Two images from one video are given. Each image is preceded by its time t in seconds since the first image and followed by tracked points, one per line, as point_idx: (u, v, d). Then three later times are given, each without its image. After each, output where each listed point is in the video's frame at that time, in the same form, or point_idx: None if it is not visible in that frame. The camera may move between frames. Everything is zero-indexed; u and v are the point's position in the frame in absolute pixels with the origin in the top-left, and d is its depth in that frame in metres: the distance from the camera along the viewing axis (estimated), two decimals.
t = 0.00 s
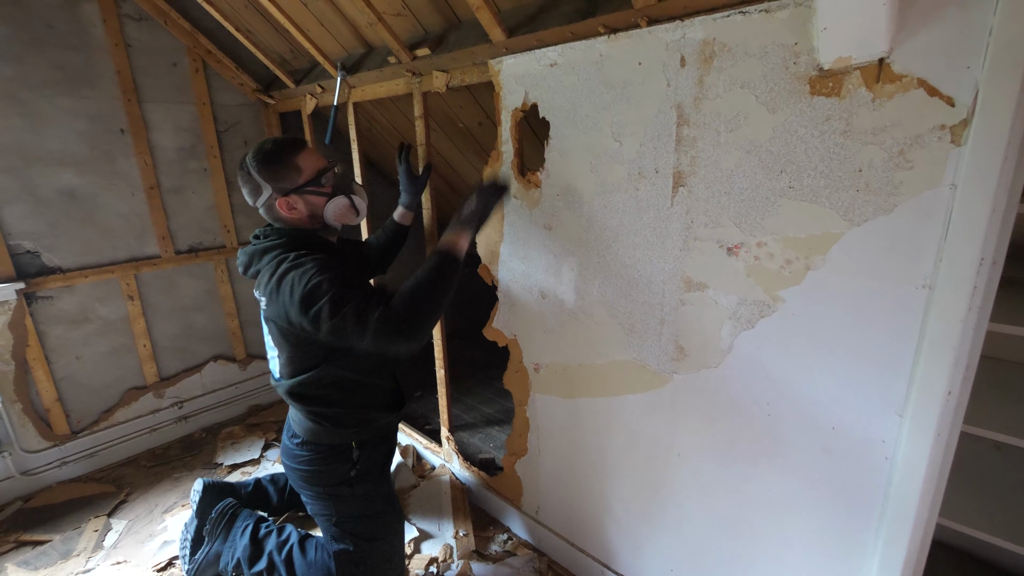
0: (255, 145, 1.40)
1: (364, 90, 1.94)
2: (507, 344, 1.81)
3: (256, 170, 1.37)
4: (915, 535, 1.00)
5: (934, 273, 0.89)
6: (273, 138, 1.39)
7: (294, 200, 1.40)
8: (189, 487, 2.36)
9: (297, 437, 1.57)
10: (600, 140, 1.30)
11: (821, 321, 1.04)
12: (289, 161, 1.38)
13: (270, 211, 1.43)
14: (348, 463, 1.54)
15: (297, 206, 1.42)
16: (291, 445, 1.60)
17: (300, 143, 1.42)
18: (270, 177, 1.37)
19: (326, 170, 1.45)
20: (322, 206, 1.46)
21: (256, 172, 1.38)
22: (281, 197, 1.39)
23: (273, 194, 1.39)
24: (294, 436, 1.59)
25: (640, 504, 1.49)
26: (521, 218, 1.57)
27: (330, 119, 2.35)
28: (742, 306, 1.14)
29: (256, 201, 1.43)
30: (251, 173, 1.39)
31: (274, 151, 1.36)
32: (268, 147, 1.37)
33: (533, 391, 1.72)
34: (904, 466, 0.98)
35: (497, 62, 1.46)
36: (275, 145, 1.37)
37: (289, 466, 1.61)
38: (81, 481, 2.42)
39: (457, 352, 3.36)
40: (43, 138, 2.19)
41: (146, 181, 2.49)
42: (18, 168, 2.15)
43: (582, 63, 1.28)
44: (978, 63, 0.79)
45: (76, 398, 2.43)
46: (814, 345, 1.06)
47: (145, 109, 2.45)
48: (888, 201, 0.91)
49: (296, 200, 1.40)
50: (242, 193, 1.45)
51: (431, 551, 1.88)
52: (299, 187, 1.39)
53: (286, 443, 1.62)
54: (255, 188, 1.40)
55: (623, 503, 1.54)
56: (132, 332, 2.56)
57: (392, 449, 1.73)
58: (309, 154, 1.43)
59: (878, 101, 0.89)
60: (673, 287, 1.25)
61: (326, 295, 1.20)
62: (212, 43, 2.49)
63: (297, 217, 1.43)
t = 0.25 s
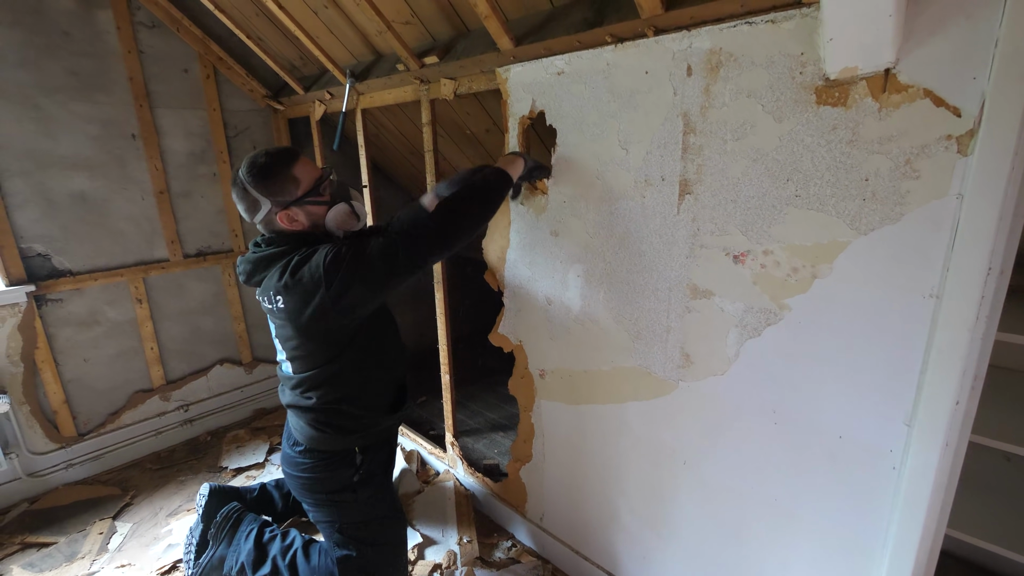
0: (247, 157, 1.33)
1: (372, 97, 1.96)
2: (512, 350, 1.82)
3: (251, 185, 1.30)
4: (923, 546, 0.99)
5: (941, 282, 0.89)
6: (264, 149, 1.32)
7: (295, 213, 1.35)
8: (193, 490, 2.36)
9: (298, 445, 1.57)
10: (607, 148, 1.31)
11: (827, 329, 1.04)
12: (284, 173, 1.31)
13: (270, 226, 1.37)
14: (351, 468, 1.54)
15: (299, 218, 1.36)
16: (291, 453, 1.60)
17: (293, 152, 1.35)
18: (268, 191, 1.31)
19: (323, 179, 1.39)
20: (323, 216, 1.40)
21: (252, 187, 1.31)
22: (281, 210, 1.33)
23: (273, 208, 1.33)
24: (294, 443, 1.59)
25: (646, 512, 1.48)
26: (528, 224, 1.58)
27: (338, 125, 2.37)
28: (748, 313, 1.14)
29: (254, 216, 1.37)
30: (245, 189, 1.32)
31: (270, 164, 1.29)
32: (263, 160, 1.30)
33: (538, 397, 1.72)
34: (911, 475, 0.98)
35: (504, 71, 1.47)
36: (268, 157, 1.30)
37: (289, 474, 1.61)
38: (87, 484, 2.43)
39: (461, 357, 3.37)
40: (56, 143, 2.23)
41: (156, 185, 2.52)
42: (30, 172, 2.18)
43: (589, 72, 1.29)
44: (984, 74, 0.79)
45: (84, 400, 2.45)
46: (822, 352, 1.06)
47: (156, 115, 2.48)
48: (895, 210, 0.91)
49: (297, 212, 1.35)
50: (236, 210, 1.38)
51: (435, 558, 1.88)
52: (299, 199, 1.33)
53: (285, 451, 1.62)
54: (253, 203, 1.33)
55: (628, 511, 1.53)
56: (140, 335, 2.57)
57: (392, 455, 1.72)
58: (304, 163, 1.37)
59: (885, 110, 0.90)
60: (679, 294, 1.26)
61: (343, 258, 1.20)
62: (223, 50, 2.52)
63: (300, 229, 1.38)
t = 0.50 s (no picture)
0: (241, 189, 1.24)
1: (377, 103, 1.97)
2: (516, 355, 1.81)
3: (249, 219, 1.23)
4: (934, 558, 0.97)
5: (951, 289, 0.88)
6: (257, 178, 1.23)
7: (300, 238, 1.27)
8: (200, 492, 2.39)
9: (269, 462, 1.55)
10: (610, 153, 1.31)
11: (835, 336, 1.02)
12: (282, 202, 1.22)
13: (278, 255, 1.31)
14: (320, 486, 1.50)
15: (305, 243, 1.28)
16: (263, 470, 1.57)
17: (285, 177, 1.25)
18: (268, 223, 1.23)
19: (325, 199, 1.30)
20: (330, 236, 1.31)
21: (251, 222, 1.23)
22: (286, 239, 1.26)
23: (276, 238, 1.25)
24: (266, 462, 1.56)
25: (651, 520, 1.47)
26: (532, 229, 1.57)
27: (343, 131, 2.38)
28: (753, 320, 1.13)
29: (259, 248, 1.30)
30: (244, 223, 1.24)
31: (264, 196, 1.21)
32: (257, 192, 1.21)
33: (542, 403, 1.71)
34: (922, 486, 0.96)
35: (508, 76, 1.47)
36: (262, 187, 1.22)
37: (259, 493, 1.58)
38: (96, 484, 2.46)
39: (466, 361, 3.37)
40: (68, 149, 2.26)
41: (165, 191, 2.55)
42: (43, 178, 2.21)
43: (593, 78, 1.29)
44: (994, 79, 0.78)
45: (93, 402, 2.48)
46: (830, 360, 1.04)
47: (166, 121, 2.51)
48: (903, 216, 0.90)
49: (302, 238, 1.27)
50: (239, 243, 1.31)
51: (438, 562, 1.88)
52: (301, 225, 1.25)
53: (258, 469, 1.60)
54: (255, 237, 1.26)
55: (633, 518, 1.52)
56: (149, 338, 2.61)
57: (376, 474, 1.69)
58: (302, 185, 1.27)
59: (892, 116, 0.88)
60: (683, 300, 1.25)
61: (366, 260, 1.20)
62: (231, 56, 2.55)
63: (308, 253, 1.30)
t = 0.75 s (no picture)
0: (178, 176, 1.28)
1: (387, 101, 1.97)
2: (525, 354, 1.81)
3: (181, 206, 1.26)
4: (947, 557, 0.97)
5: (968, 289, 0.87)
6: (199, 169, 1.27)
7: (227, 235, 1.30)
8: (210, 489, 2.40)
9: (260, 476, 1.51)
10: (623, 151, 1.30)
11: (849, 336, 1.02)
12: (217, 195, 1.26)
13: (200, 247, 1.33)
14: (311, 493, 1.45)
15: (231, 241, 1.31)
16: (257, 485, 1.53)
17: (230, 174, 1.30)
18: (198, 214, 1.26)
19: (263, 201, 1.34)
20: (260, 238, 1.35)
21: (182, 209, 1.27)
22: (213, 233, 1.29)
23: (202, 231, 1.28)
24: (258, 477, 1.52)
25: (660, 519, 1.47)
26: (542, 228, 1.57)
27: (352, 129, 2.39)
28: (767, 320, 1.13)
29: (184, 236, 1.32)
30: (177, 210, 1.28)
31: (200, 186, 1.24)
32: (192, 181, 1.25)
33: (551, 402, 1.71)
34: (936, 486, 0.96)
35: (519, 74, 1.47)
36: (201, 178, 1.26)
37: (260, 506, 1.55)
38: (107, 482, 2.48)
39: (473, 360, 3.37)
40: (79, 148, 2.27)
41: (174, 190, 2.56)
42: (54, 177, 2.23)
43: (605, 75, 1.28)
44: (1017, 75, 0.77)
45: (104, 400, 2.50)
46: (844, 360, 1.03)
47: (175, 119, 2.52)
48: (920, 215, 0.89)
49: (229, 235, 1.30)
50: (167, 227, 1.33)
51: (448, 560, 1.88)
52: (232, 223, 1.29)
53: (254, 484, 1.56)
54: (182, 225, 1.29)
55: (642, 517, 1.52)
56: (159, 336, 2.62)
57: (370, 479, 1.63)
58: (244, 184, 1.31)
59: (910, 114, 0.87)
60: (696, 299, 1.24)
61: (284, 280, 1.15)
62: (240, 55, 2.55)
63: (232, 251, 1.33)
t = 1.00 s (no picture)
0: (169, 183, 1.39)
1: (376, 96, 1.97)
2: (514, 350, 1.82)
3: (169, 211, 1.35)
4: (916, 542, 1.02)
5: (935, 285, 0.91)
6: (191, 178, 1.39)
7: (213, 243, 1.41)
8: (192, 490, 2.36)
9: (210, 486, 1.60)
10: (611, 150, 1.33)
11: (825, 331, 1.06)
12: (208, 203, 1.38)
13: (183, 252, 1.41)
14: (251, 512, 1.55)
15: (216, 249, 1.42)
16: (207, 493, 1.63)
17: (221, 185, 1.43)
18: (186, 220, 1.36)
19: (251, 212, 1.47)
20: (244, 248, 1.47)
21: (169, 214, 1.36)
22: (198, 239, 1.38)
23: (188, 236, 1.37)
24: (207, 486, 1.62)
25: (646, 512, 1.51)
26: (531, 225, 1.58)
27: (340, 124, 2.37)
28: (747, 316, 1.16)
29: (167, 242, 1.40)
30: (163, 215, 1.37)
31: (192, 193, 1.36)
32: (184, 188, 1.36)
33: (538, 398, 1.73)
34: (905, 474, 1.01)
35: (509, 71, 1.48)
36: (193, 186, 1.37)
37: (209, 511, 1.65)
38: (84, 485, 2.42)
39: (462, 357, 3.38)
40: (56, 139, 2.22)
41: (156, 183, 2.50)
42: (29, 168, 2.17)
43: (594, 74, 1.31)
44: (981, 81, 0.81)
45: (81, 399, 2.45)
46: (820, 354, 1.08)
47: (157, 111, 2.47)
48: (892, 215, 0.93)
49: (215, 242, 1.41)
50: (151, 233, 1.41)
51: (437, 556, 1.88)
52: (220, 230, 1.40)
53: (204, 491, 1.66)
54: (167, 230, 1.37)
55: (628, 511, 1.56)
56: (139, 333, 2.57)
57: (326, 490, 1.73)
58: (232, 195, 1.45)
59: (883, 116, 0.91)
60: (680, 296, 1.27)
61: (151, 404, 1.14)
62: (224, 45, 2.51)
63: (216, 258, 1.43)
